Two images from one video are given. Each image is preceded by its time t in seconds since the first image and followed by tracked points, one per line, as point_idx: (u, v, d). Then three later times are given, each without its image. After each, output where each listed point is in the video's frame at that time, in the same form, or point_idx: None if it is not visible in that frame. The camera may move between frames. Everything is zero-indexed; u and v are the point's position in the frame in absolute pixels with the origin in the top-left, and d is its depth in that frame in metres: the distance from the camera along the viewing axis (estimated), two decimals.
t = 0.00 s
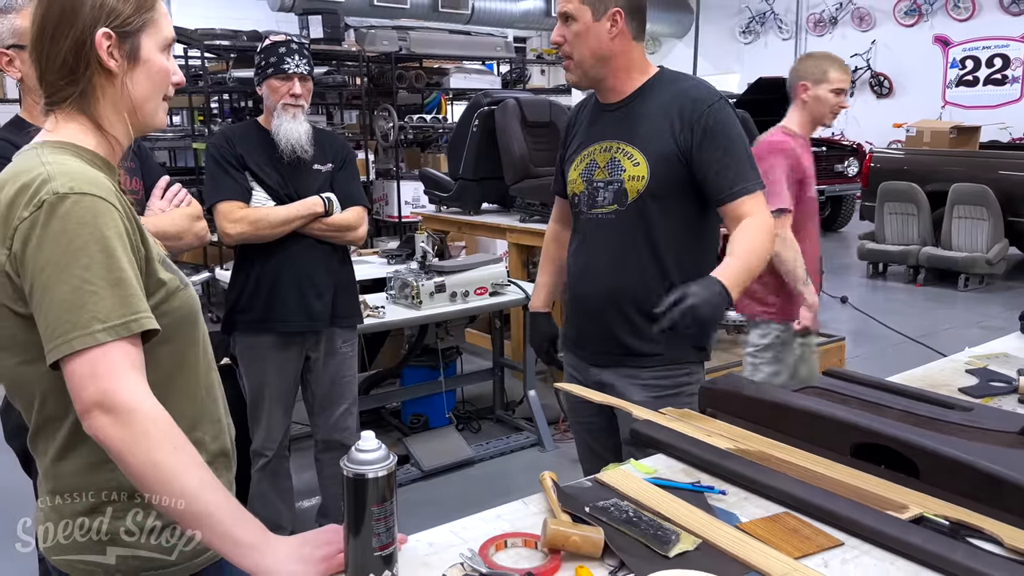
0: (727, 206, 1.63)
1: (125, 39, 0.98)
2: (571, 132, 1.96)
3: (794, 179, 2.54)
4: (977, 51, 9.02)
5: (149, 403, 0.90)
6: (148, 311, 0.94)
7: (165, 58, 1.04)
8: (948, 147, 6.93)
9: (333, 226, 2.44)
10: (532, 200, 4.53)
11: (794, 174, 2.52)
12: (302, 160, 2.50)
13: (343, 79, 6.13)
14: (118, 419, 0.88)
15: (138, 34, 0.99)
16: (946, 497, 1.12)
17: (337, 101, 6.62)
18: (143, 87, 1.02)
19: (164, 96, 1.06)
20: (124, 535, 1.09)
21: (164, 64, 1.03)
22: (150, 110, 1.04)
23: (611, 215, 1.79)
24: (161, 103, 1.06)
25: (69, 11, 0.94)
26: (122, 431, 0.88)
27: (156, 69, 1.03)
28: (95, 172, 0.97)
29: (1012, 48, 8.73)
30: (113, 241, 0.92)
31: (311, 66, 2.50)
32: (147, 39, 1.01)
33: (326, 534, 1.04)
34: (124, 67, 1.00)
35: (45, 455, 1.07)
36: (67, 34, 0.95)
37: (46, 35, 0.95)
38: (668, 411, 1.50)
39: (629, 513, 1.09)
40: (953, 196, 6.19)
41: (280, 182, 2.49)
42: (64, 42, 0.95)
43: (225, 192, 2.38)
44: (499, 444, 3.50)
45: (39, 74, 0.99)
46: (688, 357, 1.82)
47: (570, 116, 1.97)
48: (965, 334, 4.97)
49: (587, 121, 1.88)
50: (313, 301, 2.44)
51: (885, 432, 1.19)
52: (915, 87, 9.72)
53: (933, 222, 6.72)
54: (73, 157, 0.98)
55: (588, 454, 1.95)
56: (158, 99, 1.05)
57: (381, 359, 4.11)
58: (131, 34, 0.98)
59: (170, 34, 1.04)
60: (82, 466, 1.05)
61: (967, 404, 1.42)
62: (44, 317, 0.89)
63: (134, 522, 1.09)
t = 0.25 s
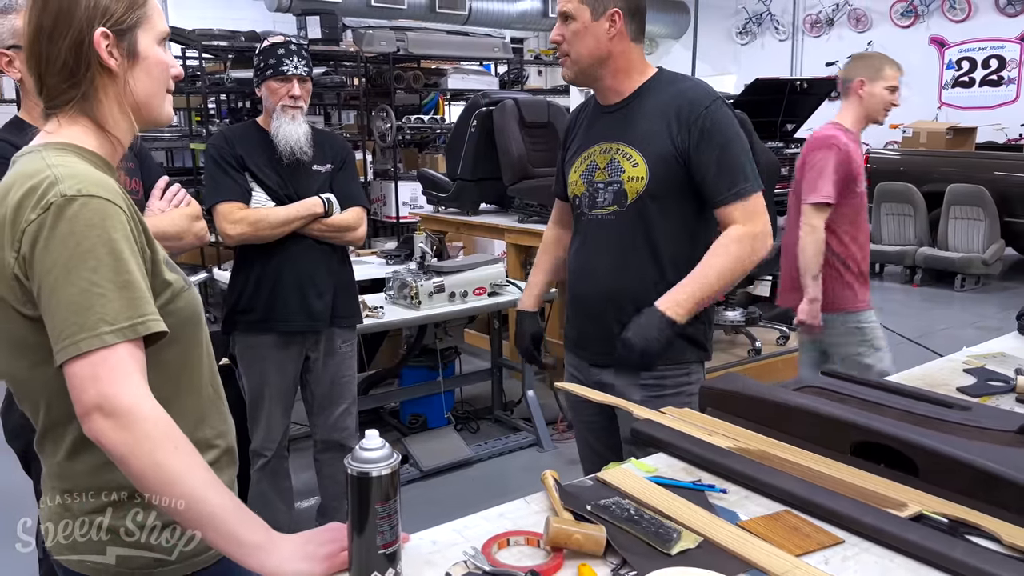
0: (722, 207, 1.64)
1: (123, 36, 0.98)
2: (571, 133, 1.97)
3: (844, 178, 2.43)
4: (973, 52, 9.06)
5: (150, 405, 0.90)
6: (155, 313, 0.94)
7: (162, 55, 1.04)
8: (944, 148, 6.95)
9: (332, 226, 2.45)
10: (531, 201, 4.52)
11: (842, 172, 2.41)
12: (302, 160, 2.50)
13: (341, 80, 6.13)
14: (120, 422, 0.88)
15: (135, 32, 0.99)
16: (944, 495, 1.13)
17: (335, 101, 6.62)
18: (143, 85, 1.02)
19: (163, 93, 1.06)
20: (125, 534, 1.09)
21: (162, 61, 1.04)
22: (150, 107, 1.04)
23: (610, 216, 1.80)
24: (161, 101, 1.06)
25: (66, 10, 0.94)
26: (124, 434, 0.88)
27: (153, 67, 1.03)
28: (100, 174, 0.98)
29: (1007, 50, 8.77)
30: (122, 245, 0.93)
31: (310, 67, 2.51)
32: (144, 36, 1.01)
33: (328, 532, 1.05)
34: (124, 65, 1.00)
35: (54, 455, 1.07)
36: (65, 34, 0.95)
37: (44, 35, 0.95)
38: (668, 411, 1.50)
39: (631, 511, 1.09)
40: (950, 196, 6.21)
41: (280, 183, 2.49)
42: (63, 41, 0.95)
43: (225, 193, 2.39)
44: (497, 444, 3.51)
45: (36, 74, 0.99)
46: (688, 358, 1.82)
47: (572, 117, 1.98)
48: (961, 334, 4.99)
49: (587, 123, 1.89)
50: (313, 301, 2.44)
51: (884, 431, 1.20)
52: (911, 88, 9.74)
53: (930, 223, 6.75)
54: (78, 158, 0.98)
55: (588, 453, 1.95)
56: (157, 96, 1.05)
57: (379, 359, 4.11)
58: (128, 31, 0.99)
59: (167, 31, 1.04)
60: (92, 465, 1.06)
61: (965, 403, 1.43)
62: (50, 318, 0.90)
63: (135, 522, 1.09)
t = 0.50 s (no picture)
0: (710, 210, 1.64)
1: (120, 35, 0.98)
2: (571, 133, 1.97)
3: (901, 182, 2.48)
4: (969, 53, 9.08)
5: (152, 405, 0.90)
6: (158, 312, 0.95)
7: (159, 53, 1.04)
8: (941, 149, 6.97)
9: (332, 226, 2.45)
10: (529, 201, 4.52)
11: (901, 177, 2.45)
12: (301, 160, 2.50)
13: (339, 80, 6.13)
14: (121, 421, 0.88)
15: (132, 30, 0.99)
16: (944, 492, 1.13)
17: (333, 102, 6.62)
18: (141, 83, 1.02)
19: (161, 92, 1.06)
20: (126, 533, 1.09)
21: (160, 60, 1.04)
22: (148, 106, 1.04)
23: (607, 217, 1.81)
24: (159, 99, 1.06)
25: (63, 8, 0.94)
26: (125, 433, 0.88)
27: (151, 65, 1.03)
28: (101, 174, 0.98)
29: (1004, 50, 8.76)
30: (124, 245, 0.93)
31: (309, 67, 2.51)
32: (141, 34, 1.01)
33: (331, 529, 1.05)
34: (121, 63, 1.00)
35: (60, 456, 1.07)
36: (62, 31, 0.95)
37: (42, 33, 0.95)
38: (668, 409, 1.51)
39: (632, 509, 1.10)
40: (946, 196, 6.22)
41: (279, 183, 2.49)
42: (60, 40, 0.95)
43: (224, 193, 2.39)
44: (495, 444, 3.51)
45: (33, 73, 0.99)
46: (687, 357, 1.82)
47: (572, 117, 1.98)
48: (958, 334, 5.01)
49: (586, 123, 1.89)
50: (312, 300, 2.45)
51: (884, 429, 1.20)
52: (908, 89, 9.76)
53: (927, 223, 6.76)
54: (78, 159, 0.98)
55: (587, 452, 1.96)
56: (155, 95, 1.05)
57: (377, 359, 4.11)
58: (125, 29, 0.99)
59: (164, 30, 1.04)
60: (98, 465, 1.06)
61: (964, 402, 1.44)
62: (53, 318, 0.90)
63: (136, 522, 1.09)
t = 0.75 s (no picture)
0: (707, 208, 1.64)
1: (119, 34, 0.98)
2: (572, 133, 1.98)
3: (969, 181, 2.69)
4: (966, 54, 9.10)
5: (157, 403, 0.90)
6: (163, 311, 0.95)
7: (158, 52, 1.04)
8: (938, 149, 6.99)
9: (332, 225, 2.45)
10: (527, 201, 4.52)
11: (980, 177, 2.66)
12: (301, 160, 2.50)
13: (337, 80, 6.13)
14: (127, 420, 0.88)
15: (131, 29, 0.99)
16: (944, 490, 1.14)
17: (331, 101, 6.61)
18: (141, 82, 1.02)
19: (161, 91, 1.06)
20: (126, 534, 1.09)
21: (159, 59, 1.04)
22: (148, 105, 1.04)
23: (607, 217, 1.81)
24: (159, 98, 1.06)
25: (61, 8, 0.94)
26: (130, 433, 0.88)
27: (150, 64, 1.03)
28: (104, 173, 0.98)
29: (1000, 51, 8.80)
30: (127, 244, 0.93)
31: (309, 67, 2.51)
32: (139, 32, 1.01)
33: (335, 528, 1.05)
34: (121, 62, 1.00)
35: (67, 455, 1.07)
36: (61, 33, 0.95)
37: (41, 33, 0.95)
38: (669, 408, 1.51)
39: (635, 507, 1.10)
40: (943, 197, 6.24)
41: (278, 182, 2.49)
42: (59, 41, 0.95)
43: (224, 193, 2.39)
44: (494, 444, 3.51)
45: (32, 74, 0.99)
46: (686, 355, 1.83)
47: (572, 117, 1.99)
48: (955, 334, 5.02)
49: (587, 123, 1.89)
50: (312, 300, 2.45)
51: (885, 428, 1.21)
52: (905, 89, 9.78)
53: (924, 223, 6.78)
54: (81, 158, 0.98)
55: (587, 451, 1.96)
56: (156, 93, 1.05)
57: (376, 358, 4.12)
58: (123, 28, 0.99)
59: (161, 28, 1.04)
60: (103, 465, 1.06)
61: (964, 401, 1.44)
62: (58, 317, 0.90)
63: (136, 522, 1.09)
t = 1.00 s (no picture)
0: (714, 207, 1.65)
1: (123, 33, 0.98)
2: (574, 133, 1.98)
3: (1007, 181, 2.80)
4: (963, 54, 9.12)
5: (163, 403, 0.90)
6: (169, 311, 0.95)
7: (160, 52, 1.04)
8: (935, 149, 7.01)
9: (333, 225, 2.45)
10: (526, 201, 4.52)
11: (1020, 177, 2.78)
12: (302, 160, 2.51)
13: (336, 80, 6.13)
14: (133, 420, 0.88)
15: (134, 29, 0.99)
16: (946, 489, 1.15)
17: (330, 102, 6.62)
18: (143, 83, 1.02)
19: (164, 91, 1.06)
20: (126, 533, 1.10)
21: (161, 59, 1.04)
22: (150, 105, 1.04)
23: (611, 217, 1.82)
24: (161, 98, 1.06)
25: (65, 9, 0.94)
26: (137, 432, 0.88)
27: (152, 63, 1.03)
28: (108, 174, 0.98)
29: (997, 51, 8.82)
30: (134, 245, 0.93)
31: (310, 68, 2.51)
32: (143, 34, 1.01)
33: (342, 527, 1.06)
34: (124, 63, 1.00)
35: (75, 453, 1.08)
36: (64, 32, 0.95)
37: (43, 33, 0.95)
38: (672, 407, 1.52)
39: (639, 505, 1.11)
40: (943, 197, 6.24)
41: (280, 182, 2.49)
42: (62, 41, 0.95)
43: (225, 192, 2.39)
44: (494, 443, 3.51)
45: (34, 74, 0.99)
46: (687, 357, 1.84)
47: (574, 118, 1.99)
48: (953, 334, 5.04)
49: (590, 123, 1.90)
50: (313, 300, 2.45)
51: (887, 427, 1.22)
52: (902, 89, 9.80)
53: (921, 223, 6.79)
54: (85, 159, 0.99)
55: (588, 451, 1.97)
56: (157, 94, 1.05)
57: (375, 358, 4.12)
58: (126, 29, 0.98)
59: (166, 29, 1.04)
60: (111, 464, 1.07)
61: (964, 400, 1.45)
62: (64, 317, 0.90)
63: (135, 523, 1.10)
